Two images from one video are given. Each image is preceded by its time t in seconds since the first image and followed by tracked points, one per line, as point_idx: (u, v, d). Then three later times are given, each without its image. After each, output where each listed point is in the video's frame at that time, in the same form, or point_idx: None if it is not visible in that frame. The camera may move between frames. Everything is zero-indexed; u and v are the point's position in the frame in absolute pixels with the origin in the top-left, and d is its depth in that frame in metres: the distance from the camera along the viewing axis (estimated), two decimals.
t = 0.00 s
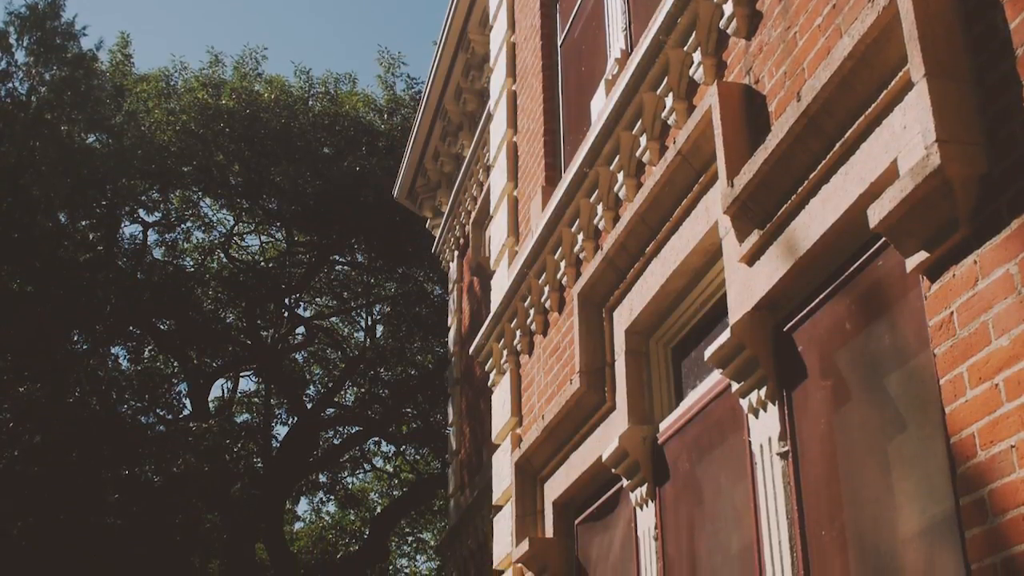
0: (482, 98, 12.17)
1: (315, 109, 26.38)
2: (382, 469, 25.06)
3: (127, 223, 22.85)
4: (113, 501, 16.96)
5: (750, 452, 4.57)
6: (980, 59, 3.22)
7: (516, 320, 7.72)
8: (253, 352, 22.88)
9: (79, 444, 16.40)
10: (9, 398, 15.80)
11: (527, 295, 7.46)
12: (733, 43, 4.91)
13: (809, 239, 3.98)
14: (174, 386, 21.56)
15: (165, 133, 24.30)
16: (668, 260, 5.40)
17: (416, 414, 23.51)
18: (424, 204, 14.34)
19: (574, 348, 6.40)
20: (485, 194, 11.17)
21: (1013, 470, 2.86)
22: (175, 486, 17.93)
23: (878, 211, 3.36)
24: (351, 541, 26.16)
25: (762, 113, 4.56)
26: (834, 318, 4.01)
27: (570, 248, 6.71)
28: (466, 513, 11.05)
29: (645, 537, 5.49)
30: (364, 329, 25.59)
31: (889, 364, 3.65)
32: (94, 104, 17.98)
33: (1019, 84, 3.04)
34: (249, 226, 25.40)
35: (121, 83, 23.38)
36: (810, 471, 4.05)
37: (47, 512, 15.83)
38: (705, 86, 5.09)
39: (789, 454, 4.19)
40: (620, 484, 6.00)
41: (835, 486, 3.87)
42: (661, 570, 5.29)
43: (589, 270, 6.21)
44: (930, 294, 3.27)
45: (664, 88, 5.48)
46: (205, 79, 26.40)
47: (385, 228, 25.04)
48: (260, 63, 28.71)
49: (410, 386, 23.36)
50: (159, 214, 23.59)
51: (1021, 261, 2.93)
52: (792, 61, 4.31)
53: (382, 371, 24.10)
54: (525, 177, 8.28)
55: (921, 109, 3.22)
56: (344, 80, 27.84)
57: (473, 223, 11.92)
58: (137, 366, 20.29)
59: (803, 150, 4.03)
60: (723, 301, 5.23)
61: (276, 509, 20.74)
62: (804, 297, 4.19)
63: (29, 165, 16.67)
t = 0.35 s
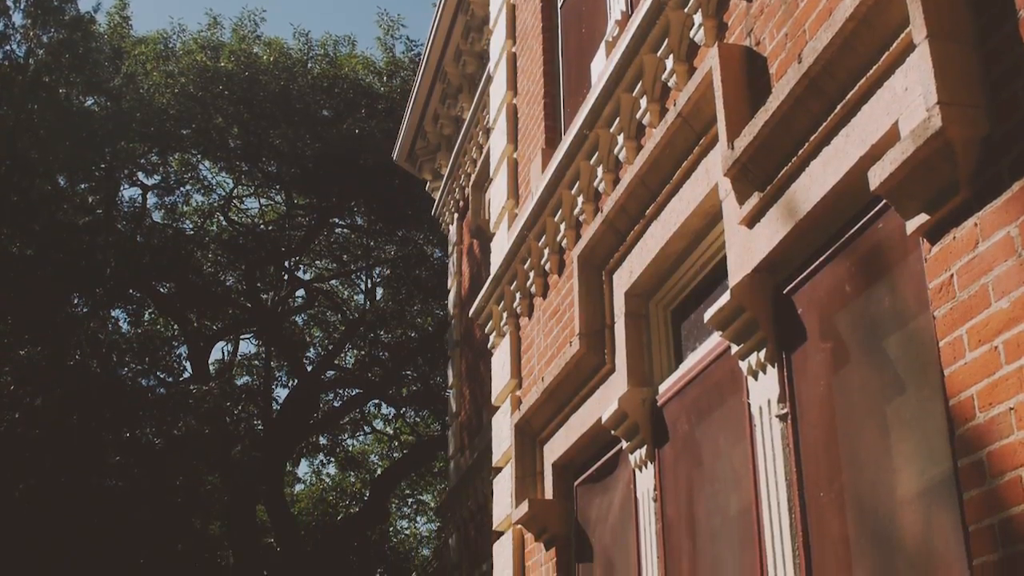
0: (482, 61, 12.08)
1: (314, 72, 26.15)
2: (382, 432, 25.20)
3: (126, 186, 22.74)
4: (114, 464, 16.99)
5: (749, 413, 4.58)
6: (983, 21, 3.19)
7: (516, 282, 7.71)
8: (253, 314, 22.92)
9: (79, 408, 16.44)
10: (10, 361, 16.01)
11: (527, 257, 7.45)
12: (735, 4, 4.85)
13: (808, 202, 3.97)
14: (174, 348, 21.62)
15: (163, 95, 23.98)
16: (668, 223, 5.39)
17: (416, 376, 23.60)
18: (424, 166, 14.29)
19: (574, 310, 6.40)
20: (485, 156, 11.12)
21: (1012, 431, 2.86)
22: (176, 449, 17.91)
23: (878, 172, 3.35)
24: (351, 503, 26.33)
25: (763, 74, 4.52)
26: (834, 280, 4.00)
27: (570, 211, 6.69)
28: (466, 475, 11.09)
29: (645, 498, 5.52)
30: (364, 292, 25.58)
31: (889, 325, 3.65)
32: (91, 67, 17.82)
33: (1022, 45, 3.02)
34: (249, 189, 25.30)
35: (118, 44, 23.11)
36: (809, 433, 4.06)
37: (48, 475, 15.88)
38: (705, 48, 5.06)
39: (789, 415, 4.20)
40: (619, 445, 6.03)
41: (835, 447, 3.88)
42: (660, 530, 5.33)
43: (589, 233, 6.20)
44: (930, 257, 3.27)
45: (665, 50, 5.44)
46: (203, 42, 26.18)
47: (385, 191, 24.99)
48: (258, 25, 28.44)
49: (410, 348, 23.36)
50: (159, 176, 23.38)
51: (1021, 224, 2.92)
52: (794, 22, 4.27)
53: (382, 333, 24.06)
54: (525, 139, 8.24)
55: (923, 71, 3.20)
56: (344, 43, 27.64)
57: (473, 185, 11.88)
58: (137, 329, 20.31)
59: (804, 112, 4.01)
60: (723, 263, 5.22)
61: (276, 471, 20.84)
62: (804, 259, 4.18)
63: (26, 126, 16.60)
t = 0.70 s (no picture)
0: (482, 15, 11.89)
1: (313, 26, 25.66)
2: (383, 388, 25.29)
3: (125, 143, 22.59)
4: (115, 421, 16.93)
5: (749, 368, 4.58)
6: None
7: (517, 239, 7.69)
8: (253, 270, 23.00)
9: (80, 362, 16.43)
10: (10, 318, 16.35)
11: (527, 213, 7.43)
12: None
13: (809, 158, 3.95)
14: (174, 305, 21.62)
15: (161, 52, 22.96)
16: (669, 179, 5.37)
17: (416, 332, 23.77)
18: (424, 122, 14.19)
19: (574, 266, 6.39)
20: (484, 112, 11.03)
21: (1011, 387, 2.86)
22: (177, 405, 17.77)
23: (880, 127, 3.32)
24: (352, 458, 26.51)
25: (765, 29, 4.47)
26: (835, 236, 3.98)
27: (570, 166, 6.66)
28: (466, 431, 11.16)
29: (644, 454, 5.55)
30: (364, 248, 25.59)
31: (888, 281, 3.65)
32: (91, 23, 17.48)
33: None
34: (249, 145, 25.31)
35: None
36: (809, 389, 4.06)
37: (51, 429, 16.02)
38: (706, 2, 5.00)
39: (789, 370, 4.21)
40: (619, 400, 6.04)
41: (834, 402, 3.89)
42: (660, 486, 5.36)
43: (589, 188, 6.17)
44: (931, 213, 3.25)
45: (665, 4, 5.38)
46: None
47: (385, 147, 24.74)
48: None
49: (410, 305, 23.44)
50: (158, 132, 23.19)
51: None
52: None
53: (382, 290, 24.05)
54: (526, 95, 8.17)
55: (926, 25, 3.16)
56: None
57: (473, 142, 11.80)
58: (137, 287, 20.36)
59: (805, 67, 3.97)
60: (723, 219, 5.20)
61: (277, 427, 20.92)
62: (805, 215, 4.17)
63: (25, 81, 16.25)
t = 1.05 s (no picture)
0: None
1: None
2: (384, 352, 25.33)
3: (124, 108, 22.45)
4: (117, 384, 17.09)
5: (749, 332, 4.58)
6: None
7: (516, 203, 7.67)
8: (253, 235, 23.00)
9: (80, 328, 16.62)
10: (10, 282, 16.18)
11: (527, 177, 7.40)
12: None
13: (810, 122, 3.93)
14: (174, 269, 21.58)
15: (160, 16, 22.55)
16: (669, 143, 5.34)
17: (416, 297, 23.88)
18: (424, 85, 14.11)
19: (574, 230, 6.38)
20: (485, 76, 10.98)
21: (1011, 350, 2.86)
22: (177, 368, 17.98)
23: (882, 91, 3.29)
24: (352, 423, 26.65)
25: None
26: (835, 199, 3.96)
27: (570, 130, 6.63)
28: (466, 395, 11.21)
29: (644, 418, 5.56)
30: (364, 213, 25.54)
31: (889, 245, 3.64)
32: None
33: None
34: (248, 109, 25.16)
35: None
36: (809, 354, 4.07)
37: (53, 394, 16.06)
38: None
39: (789, 333, 4.20)
40: (619, 364, 6.05)
41: (834, 366, 3.89)
42: (660, 450, 5.37)
43: (589, 152, 6.14)
44: (932, 177, 3.24)
45: None
46: None
47: (384, 111, 24.70)
48: None
49: (410, 269, 23.47)
50: (157, 97, 22.99)
51: None
52: None
53: (382, 254, 24.09)
54: (526, 59, 8.12)
55: None
56: None
57: (473, 105, 11.74)
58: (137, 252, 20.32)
59: (807, 30, 3.94)
60: (723, 184, 5.18)
61: (278, 392, 20.97)
62: (805, 179, 4.15)
63: (25, 45, 16.26)
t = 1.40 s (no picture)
0: None
1: None
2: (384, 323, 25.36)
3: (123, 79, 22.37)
4: (116, 356, 16.98)
5: (749, 304, 4.58)
6: None
7: (516, 173, 7.65)
8: (252, 207, 22.98)
9: (80, 298, 16.68)
10: (10, 255, 16.45)
11: (527, 148, 7.38)
12: None
13: (811, 92, 3.91)
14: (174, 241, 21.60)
15: None
16: (669, 114, 5.32)
17: (416, 269, 23.78)
18: (424, 56, 14.03)
19: (574, 201, 6.37)
20: (484, 47, 10.92)
21: (1010, 322, 2.86)
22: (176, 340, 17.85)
23: (883, 61, 3.27)
24: (352, 394, 26.79)
25: None
26: (836, 169, 3.95)
27: (570, 101, 6.60)
28: (465, 366, 11.26)
29: (644, 389, 5.58)
30: (364, 184, 25.50)
31: (889, 217, 3.63)
32: None
33: None
34: (247, 81, 25.01)
35: None
36: (809, 324, 4.07)
37: (53, 364, 16.15)
38: None
39: (789, 305, 4.20)
40: (619, 336, 6.05)
41: (834, 337, 3.89)
42: (660, 421, 5.39)
43: (590, 123, 6.12)
44: (933, 148, 3.23)
45: None
46: None
47: (383, 83, 24.48)
48: None
49: (410, 241, 23.45)
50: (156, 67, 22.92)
51: None
52: None
53: (383, 226, 24.08)
54: (526, 29, 8.06)
55: None
56: None
57: (473, 76, 11.69)
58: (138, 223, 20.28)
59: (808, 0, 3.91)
60: (723, 155, 5.17)
61: (279, 363, 20.99)
62: (806, 149, 4.13)
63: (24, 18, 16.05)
